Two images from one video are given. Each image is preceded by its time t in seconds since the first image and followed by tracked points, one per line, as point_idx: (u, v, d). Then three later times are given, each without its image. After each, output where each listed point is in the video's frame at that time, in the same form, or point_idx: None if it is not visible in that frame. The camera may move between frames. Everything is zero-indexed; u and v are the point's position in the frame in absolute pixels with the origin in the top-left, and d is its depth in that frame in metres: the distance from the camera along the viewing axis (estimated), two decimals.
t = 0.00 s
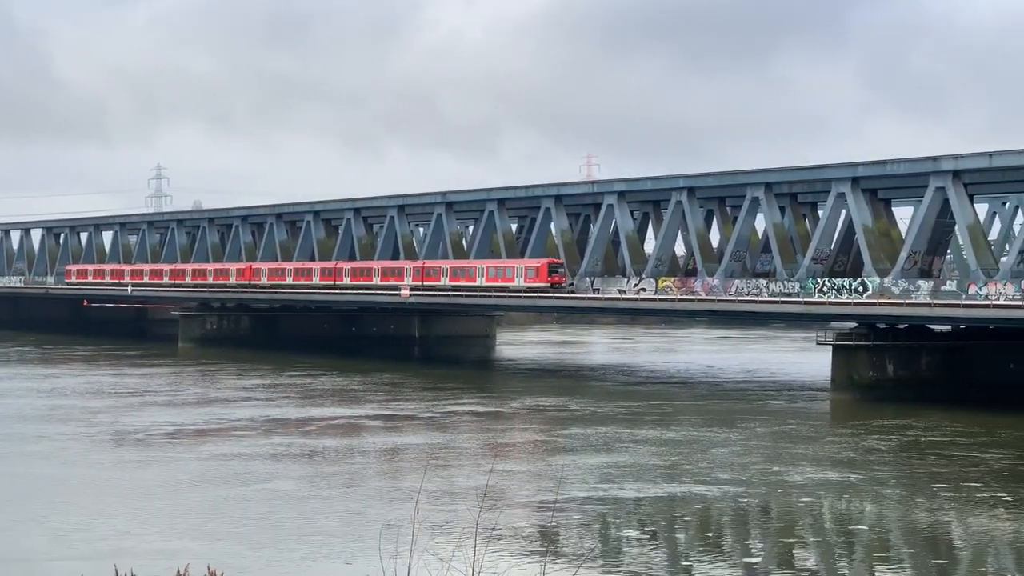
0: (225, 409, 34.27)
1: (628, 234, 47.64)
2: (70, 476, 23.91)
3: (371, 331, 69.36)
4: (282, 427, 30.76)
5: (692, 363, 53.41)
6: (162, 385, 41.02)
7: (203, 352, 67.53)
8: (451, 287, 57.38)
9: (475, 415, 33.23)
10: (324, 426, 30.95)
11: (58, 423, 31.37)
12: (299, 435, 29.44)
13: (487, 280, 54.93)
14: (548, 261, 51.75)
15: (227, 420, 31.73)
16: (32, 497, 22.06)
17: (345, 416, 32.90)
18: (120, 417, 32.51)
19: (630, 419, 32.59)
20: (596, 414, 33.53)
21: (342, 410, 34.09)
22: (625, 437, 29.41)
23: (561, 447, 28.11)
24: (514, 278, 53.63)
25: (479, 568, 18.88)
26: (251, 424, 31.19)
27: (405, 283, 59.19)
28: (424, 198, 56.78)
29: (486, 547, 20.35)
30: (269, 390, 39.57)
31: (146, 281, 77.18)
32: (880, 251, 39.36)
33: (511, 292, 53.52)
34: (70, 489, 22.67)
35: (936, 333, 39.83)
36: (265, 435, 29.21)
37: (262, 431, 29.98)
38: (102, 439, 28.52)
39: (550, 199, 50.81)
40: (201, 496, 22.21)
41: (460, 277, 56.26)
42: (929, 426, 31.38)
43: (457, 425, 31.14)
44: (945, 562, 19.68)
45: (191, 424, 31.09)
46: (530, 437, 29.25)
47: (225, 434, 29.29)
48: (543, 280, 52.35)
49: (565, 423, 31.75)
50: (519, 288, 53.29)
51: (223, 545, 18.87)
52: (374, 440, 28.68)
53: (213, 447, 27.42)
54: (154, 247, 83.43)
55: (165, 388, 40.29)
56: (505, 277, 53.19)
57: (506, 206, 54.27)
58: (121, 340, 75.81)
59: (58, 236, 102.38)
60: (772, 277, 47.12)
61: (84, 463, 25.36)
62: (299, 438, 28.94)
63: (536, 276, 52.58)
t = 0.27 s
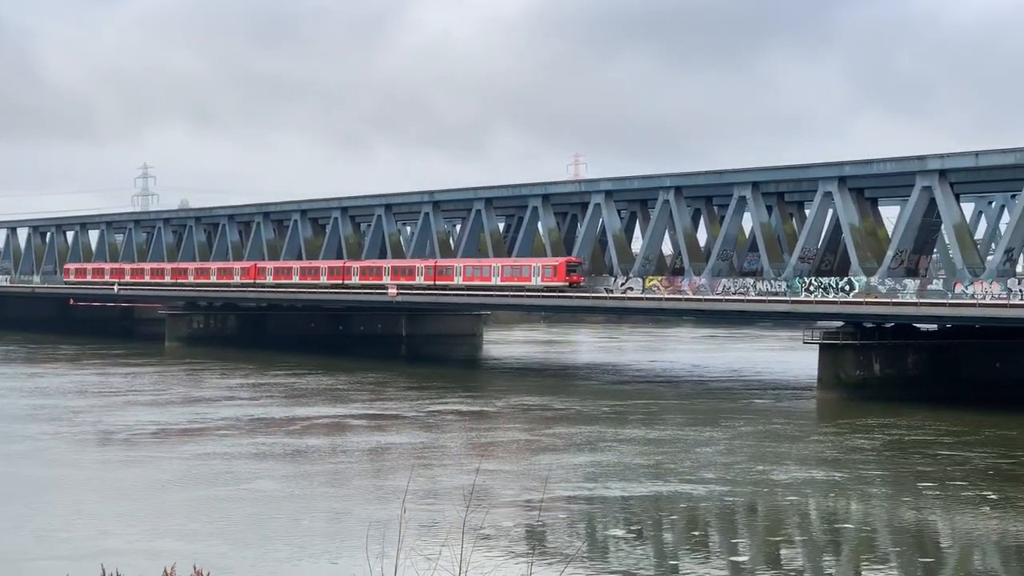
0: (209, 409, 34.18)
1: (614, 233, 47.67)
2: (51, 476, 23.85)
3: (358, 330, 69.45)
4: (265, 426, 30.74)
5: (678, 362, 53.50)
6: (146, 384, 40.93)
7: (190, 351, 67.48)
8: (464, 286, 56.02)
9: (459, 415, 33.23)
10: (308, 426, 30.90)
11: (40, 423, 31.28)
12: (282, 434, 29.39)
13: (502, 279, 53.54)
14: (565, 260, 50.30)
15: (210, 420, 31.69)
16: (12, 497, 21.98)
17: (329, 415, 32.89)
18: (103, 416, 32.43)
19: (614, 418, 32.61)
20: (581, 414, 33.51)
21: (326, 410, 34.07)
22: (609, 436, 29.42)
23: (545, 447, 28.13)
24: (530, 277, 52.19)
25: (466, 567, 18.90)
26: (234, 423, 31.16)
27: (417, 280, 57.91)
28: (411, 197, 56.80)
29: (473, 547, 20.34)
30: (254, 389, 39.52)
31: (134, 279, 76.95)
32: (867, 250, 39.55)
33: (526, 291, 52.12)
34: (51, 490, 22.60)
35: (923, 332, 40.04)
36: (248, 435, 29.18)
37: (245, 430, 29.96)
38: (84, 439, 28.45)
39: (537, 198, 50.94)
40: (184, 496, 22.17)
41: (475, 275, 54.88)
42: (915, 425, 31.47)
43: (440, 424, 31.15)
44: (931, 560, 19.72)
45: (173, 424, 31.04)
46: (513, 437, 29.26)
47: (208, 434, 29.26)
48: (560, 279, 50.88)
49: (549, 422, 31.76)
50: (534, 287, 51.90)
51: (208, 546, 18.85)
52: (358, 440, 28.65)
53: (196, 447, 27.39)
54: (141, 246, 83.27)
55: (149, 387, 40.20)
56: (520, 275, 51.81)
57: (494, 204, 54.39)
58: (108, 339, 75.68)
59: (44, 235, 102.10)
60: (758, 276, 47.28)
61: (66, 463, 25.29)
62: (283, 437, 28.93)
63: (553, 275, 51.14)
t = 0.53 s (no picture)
0: (195, 408, 34.15)
1: (607, 232, 48.29)
2: (36, 476, 23.80)
3: (348, 328, 69.16)
4: (250, 425, 30.72)
5: (667, 361, 53.55)
6: (134, 384, 40.86)
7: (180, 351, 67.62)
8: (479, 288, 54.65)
9: (446, 413, 33.22)
10: (293, 424, 30.86)
11: (25, 422, 31.21)
12: (267, 433, 29.37)
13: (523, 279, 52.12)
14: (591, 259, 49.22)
15: (196, 419, 31.66)
16: None
17: (315, 414, 32.88)
18: (89, 416, 32.37)
19: (600, 417, 32.61)
20: (569, 412, 33.49)
21: (313, 409, 34.06)
22: (596, 435, 29.42)
23: (531, 446, 28.14)
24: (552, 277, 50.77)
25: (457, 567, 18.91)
26: (219, 423, 31.12)
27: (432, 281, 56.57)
28: (402, 196, 56.85)
29: (464, 546, 20.33)
30: (243, 388, 39.48)
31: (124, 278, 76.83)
32: (857, 250, 39.67)
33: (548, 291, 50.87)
34: (37, 490, 22.55)
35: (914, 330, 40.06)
36: (234, 434, 29.16)
37: (231, 429, 29.94)
38: (69, 439, 28.40)
39: (528, 197, 51.09)
40: (171, 496, 22.15)
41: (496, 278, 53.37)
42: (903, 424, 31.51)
43: (427, 423, 31.16)
44: (921, 559, 19.72)
45: (158, 423, 31.01)
46: (500, 436, 29.28)
47: (194, 433, 29.23)
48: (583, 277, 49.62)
49: (535, 421, 31.76)
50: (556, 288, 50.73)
51: (195, 545, 18.85)
52: (343, 439, 28.61)
53: (183, 446, 27.36)
54: (131, 245, 83.15)
55: (136, 386, 40.13)
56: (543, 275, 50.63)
57: (484, 203, 54.54)
58: (99, 338, 75.59)
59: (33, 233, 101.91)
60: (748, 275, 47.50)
61: (51, 463, 25.23)
62: (269, 437, 28.91)
63: (576, 274, 50.07)
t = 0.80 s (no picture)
0: (182, 407, 34.12)
1: (597, 230, 49.17)
2: (20, 476, 23.73)
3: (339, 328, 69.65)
4: (237, 425, 30.69)
5: (655, 360, 53.61)
6: (121, 383, 40.79)
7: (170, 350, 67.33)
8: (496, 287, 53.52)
9: (433, 412, 33.21)
10: (278, 423, 30.83)
11: (10, 422, 31.14)
12: (253, 432, 29.34)
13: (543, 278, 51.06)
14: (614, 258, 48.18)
15: (182, 418, 31.63)
16: None
17: (302, 413, 32.86)
18: (75, 415, 32.32)
19: (586, 416, 32.60)
20: (557, 411, 33.48)
21: (300, 408, 34.04)
22: (583, 434, 29.41)
23: (518, 445, 28.14)
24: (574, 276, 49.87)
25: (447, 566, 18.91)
26: (205, 422, 31.09)
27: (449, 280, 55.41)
28: (392, 195, 56.70)
29: (454, 546, 20.31)
30: (231, 387, 39.43)
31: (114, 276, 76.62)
32: (847, 248, 39.75)
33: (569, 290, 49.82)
34: (21, 489, 22.50)
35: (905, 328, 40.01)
36: (221, 434, 29.13)
37: (217, 429, 29.92)
38: (55, 438, 28.34)
39: (518, 196, 51.27)
40: (157, 495, 22.11)
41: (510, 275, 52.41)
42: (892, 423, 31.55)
43: (414, 422, 31.15)
44: (910, 557, 19.73)
45: (144, 422, 30.96)
46: (486, 434, 29.27)
47: (180, 433, 29.21)
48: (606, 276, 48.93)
49: (522, 420, 31.74)
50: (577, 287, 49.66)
51: (184, 545, 18.84)
52: (329, 438, 28.60)
53: (169, 446, 27.33)
54: (120, 244, 83.03)
55: (124, 385, 40.06)
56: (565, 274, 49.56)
57: (475, 203, 54.72)
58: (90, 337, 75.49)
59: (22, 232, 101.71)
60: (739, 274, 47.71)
61: (36, 463, 25.17)
62: (255, 436, 28.88)
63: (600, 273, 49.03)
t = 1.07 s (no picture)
0: (165, 406, 34.06)
1: (582, 230, 49.37)
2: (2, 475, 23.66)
3: (324, 326, 68.61)
4: (219, 423, 30.67)
5: (640, 359, 53.70)
6: (104, 382, 40.69)
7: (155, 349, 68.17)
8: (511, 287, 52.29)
9: (416, 411, 33.21)
10: (259, 422, 30.78)
11: None
12: (234, 431, 29.30)
13: (561, 277, 49.79)
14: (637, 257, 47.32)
15: (164, 417, 31.59)
16: None
17: (286, 412, 32.84)
18: (57, 414, 32.25)
19: (568, 415, 32.63)
20: (540, 410, 33.50)
21: (283, 406, 34.04)
22: (567, 433, 29.42)
23: (501, 443, 28.15)
24: (595, 275, 49.21)
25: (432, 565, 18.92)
26: (187, 420, 31.05)
27: (462, 279, 54.17)
28: (377, 194, 57.06)
29: (440, 545, 20.32)
30: (214, 386, 39.38)
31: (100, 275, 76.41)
32: (832, 248, 40.02)
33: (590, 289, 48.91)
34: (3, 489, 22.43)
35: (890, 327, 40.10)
36: (204, 433, 29.11)
37: (199, 427, 29.90)
38: (36, 437, 28.27)
39: (504, 195, 51.55)
40: (141, 495, 22.09)
41: (510, 273, 51.78)
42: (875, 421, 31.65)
43: (396, 421, 31.17)
44: (895, 555, 19.79)
45: (125, 421, 30.91)
46: (469, 433, 29.28)
47: (162, 431, 29.18)
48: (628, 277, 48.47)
49: (505, 419, 31.76)
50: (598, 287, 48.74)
51: (168, 544, 18.82)
52: (311, 437, 28.58)
53: (152, 445, 27.30)
54: (105, 243, 82.87)
55: (107, 384, 39.96)
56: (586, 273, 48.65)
57: (460, 201, 55.05)
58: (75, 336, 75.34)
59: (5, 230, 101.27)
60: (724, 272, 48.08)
61: (18, 462, 25.11)
62: (239, 435, 28.88)
63: (622, 273, 48.35)
